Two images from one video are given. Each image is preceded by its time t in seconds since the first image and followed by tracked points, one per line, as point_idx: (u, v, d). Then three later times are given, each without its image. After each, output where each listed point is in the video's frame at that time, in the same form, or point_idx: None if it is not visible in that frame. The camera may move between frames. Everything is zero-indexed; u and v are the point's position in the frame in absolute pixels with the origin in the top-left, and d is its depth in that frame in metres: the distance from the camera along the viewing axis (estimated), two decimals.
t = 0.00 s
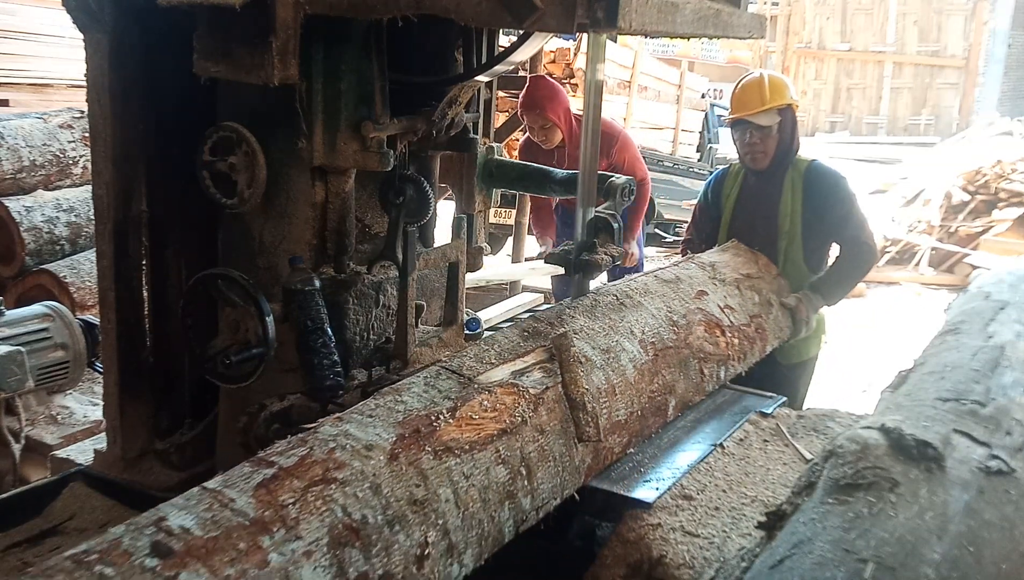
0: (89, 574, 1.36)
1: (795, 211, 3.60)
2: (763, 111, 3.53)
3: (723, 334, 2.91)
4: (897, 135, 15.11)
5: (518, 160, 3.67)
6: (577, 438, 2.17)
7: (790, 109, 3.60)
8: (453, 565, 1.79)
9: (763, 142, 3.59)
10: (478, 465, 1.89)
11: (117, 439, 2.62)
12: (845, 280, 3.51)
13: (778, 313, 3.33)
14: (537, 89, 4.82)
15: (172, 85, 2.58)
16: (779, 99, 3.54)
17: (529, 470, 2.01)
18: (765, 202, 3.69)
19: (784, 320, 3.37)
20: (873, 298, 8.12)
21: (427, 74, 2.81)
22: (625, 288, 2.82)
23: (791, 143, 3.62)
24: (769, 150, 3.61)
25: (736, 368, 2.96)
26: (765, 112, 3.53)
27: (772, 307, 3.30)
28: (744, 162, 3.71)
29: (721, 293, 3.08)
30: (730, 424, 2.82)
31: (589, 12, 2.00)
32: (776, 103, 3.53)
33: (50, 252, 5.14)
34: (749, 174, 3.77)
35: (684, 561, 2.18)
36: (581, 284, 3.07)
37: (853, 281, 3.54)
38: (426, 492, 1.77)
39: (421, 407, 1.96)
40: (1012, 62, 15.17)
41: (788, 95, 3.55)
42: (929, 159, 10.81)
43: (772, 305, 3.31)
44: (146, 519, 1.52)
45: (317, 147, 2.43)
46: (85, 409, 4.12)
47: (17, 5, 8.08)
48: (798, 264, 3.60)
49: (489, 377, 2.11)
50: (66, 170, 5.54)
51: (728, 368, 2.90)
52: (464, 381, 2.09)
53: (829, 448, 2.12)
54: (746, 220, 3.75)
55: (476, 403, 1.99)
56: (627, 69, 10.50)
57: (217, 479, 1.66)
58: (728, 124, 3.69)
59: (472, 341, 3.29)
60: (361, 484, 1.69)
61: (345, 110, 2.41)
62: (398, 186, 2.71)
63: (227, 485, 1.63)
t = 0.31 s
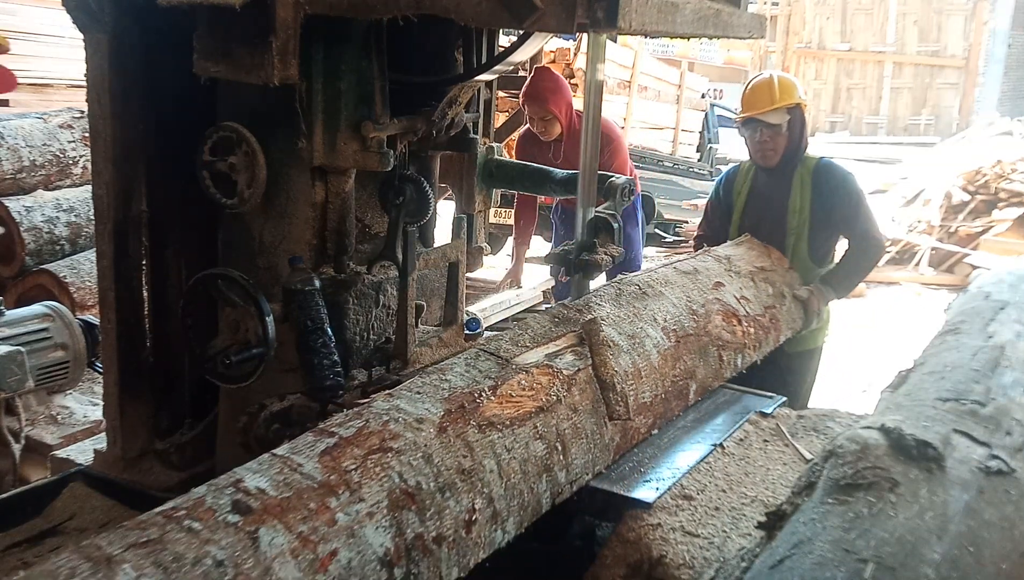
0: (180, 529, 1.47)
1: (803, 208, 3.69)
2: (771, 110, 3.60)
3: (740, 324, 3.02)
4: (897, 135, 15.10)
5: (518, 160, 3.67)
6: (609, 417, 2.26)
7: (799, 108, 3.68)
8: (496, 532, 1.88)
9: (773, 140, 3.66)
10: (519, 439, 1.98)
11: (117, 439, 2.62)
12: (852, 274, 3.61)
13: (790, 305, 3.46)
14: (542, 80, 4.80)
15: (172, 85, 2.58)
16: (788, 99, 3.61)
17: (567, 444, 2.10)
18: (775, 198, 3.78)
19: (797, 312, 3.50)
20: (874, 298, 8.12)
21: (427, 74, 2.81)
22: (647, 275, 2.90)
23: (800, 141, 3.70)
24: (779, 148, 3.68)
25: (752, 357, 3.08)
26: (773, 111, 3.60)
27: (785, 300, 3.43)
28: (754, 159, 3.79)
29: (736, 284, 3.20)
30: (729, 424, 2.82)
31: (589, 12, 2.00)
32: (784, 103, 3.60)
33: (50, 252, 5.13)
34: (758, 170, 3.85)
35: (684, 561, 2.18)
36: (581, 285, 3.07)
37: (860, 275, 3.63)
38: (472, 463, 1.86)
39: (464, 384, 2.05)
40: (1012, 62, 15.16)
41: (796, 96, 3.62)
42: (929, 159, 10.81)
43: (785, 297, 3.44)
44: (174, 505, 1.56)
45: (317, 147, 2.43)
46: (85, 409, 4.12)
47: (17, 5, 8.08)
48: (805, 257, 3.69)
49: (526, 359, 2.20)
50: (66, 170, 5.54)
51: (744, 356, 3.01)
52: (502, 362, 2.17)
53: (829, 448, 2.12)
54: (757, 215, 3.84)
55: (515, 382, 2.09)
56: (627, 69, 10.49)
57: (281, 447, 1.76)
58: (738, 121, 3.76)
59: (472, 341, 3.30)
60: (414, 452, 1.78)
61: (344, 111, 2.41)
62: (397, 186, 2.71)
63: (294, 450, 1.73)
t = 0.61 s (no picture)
0: (248, 493, 1.62)
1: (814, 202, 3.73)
2: (784, 105, 3.68)
3: (754, 315, 3.17)
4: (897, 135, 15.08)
5: (518, 160, 3.66)
6: (632, 400, 2.45)
7: (809, 104, 3.75)
8: (530, 505, 2.07)
9: (785, 135, 3.73)
10: (549, 420, 2.17)
11: (117, 439, 2.61)
12: (863, 267, 3.68)
13: (803, 299, 3.56)
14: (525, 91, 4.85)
15: (171, 85, 2.58)
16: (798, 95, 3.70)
17: (592, 426, 2.27)
18: (786, 193, 3.83)
19: (809, 305, 3.58)
20: (874, 298, 8.12)
21: (427, 74, 2.81)
22: (664, 268, 3.06)
23: (811, 137, 3.76)
24: (790, 142, 3.75)
25: (765, 347, 3.23)
26: (786, 106, 3.68)
27: (796, 293, 3.53)
28: (766, 153, 3.84)
29: (750, 278, 3.33)
30: (729, 424, 2.82)
31: (589, 12, 1.99)
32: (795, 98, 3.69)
33: (50, 252, 5.12)
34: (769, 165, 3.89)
35: (684, 561, 2.19)
36: (581, 285, 3.07)
37: (870, 268, 3.69)
38: (507, 441, 2.04)
39: (497, 368, 2.24)
40: (1012, 63, 15.17)
41: (806, 91, 3.71)
42: (929, 159, 10.81)
43: (797, 291, 3.54)
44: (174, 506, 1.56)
45: (317, 147, 2.43)
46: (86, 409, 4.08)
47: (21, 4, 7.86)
48: (816, 251, 3.77)
49: (554, 345, 2.38)
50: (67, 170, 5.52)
51: (758, 346, 3.16)
52: (531, 348, 2.36)
53: (829, 448, 2.12)
54: (768, 209, 3.89)
55: (545, 366, 2.28)
56: (627, 69, 10.47)
57: (334, 423, 1.92)
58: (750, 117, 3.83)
59: (472, 341, 3.29)
60: (455, 429, 1.96)
61: (344, 111, 2.42)
62: (398, 186, 2.71)
63: (345, 426, 1.89)
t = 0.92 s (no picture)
0: (294, 469, 1.74)
1: (822, 200, 3.75)
2: (792, 104, 3.71)
3: (765, 308, 3.25)
4: (897, 135, 15.03)
5: (518, 160, 3.66)
6: (649, 387, 2.56)
7: (817, 104, 3.78)
8: (554, 487, 2.18)
9: (793, 135, 3.73)
10: (571, 406, 2.28)
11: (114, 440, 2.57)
12: (869, 263, 3.72)
13: (812, 292, 3.64)
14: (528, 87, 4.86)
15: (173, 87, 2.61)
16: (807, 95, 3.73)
17: (611, 413, 2.38)
18: (795, 190, 3.84)
19: (817, 299, 3.65)
20: (874, 298, 8.12)
21: (427, 74, 2.80)
22: (677, 262, 3.12)
23: (818, 136, 3.78)
24: (798, 142, 3.76)
25: (775, 339, 3.31)
26: (795, 105, 3.71)
27: (805, 287, 3.60)
28: (773, 152, 3.84)
29: (760, 273, 3.40)
30: (729, 423, 2.82)
31: (588, 12, 1.99)
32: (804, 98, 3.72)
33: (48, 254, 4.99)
34: (778, 163, 3.89)
35: (684, 561, 2.19)
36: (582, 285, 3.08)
37: (877, 264, 3.73)
38: (533, 425, 2.16)
39: (523, 356, 2.36)
40: (1011, 63, 15.18)
41: (814, 91, 3.75)
42: (929, 159, 10.81)
43: (806, 285, 3.61)
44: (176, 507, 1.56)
45: (317, 147, 2.43)
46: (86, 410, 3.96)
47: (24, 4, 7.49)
48: (825, 248, 3.80)
49: (575, 334, 2.49)
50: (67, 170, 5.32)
51: (769, 339, 3.24)
52: (553, 337, 2.47)
53: (829, 448, 2.11)
54: (776, 206, 3.90)
55: (567, 355, 2.39)
56: (628, 69, 10.44)
57: (370, 406, 2.04)
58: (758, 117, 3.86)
59: (472, 341, 3.29)
60: (484, 412, 2.08)
61: (345, 110, 2.42)
62: (398, 186, 2.70)
63: (380, 410, 2.01)
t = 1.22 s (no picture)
0: (343, 446, 1.81)
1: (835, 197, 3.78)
2: (806, 104, 3.75)
3: (780, 300, 3.21)
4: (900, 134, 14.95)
5: (519, 159, 3.63)
6: (673, 376, 2.57)
7: (829, 105, 3.83)
8: (582, 470, 2.20)
9: (806, 133, 3.78)
10: (599, 393, 2.30)
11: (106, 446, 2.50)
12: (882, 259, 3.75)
13: (825, 286, 3.61)
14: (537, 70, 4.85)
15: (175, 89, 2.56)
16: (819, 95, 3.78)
17: (635, 400, 2.40)
18: (808, 189, 3.88)
19: (828, 295, 3.62)
20: (877, 298, 8.08)
21: (426, 73, 2.78)
22: (694, 255, 3.10)
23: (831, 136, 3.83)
24: (811, 140, 3.80)
25: (790, 333, 3.29)
26: (808, 105, 3.76)
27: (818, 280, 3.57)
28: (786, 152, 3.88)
29: (775, 266, 3.38)
30: (733, 423, 2.77)
31: (589, 10, 1.95)
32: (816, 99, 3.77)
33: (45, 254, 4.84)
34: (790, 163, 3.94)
35: (686, 563, 2.20)
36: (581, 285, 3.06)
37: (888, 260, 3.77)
38: (561, 410, 2.19)
39: (549, 344, 2.36)
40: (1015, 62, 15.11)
41: (826, 91, 3.79)
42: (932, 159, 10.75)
43: (819, 278, 3.58)
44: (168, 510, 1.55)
45: (315, 145, 2.42)
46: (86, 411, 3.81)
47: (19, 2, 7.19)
48: (838, 245, 3.80)
49: (598, 324, 2.48)
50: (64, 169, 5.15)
51: (783, 331, 3.22)
52: (578, 325, 2.46)
53: (829, 447, 2.06)
54: (789, 205, 3.93)
55: (592, 343, 2.39)
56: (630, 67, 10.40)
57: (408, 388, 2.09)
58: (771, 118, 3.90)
59: (472, 341, 3.25)
60: (515, 397, 2.11)
61: (343, 109, 2.41)
62: (397, 185, 2.65)
63: (416, 393, 2.06)
